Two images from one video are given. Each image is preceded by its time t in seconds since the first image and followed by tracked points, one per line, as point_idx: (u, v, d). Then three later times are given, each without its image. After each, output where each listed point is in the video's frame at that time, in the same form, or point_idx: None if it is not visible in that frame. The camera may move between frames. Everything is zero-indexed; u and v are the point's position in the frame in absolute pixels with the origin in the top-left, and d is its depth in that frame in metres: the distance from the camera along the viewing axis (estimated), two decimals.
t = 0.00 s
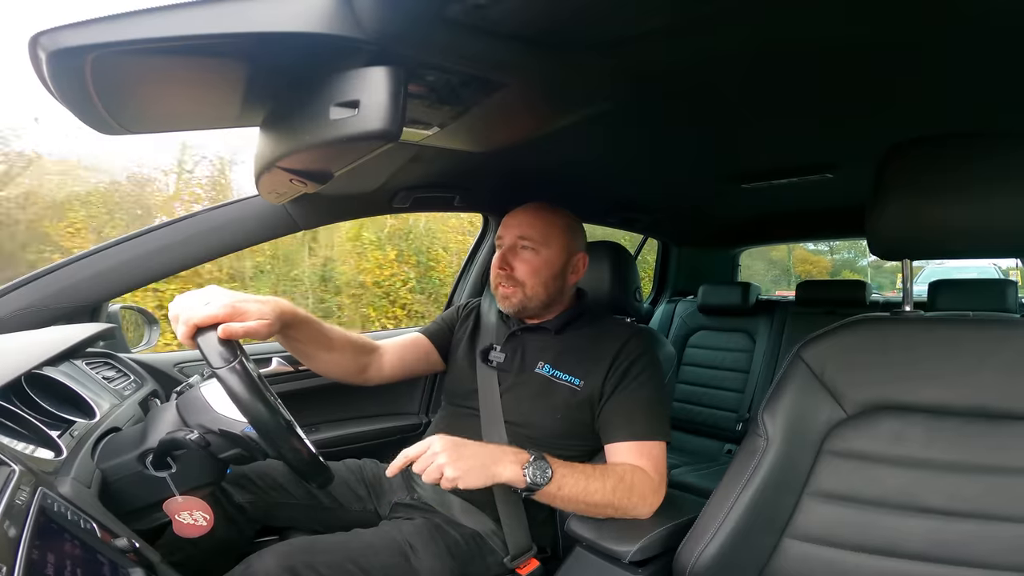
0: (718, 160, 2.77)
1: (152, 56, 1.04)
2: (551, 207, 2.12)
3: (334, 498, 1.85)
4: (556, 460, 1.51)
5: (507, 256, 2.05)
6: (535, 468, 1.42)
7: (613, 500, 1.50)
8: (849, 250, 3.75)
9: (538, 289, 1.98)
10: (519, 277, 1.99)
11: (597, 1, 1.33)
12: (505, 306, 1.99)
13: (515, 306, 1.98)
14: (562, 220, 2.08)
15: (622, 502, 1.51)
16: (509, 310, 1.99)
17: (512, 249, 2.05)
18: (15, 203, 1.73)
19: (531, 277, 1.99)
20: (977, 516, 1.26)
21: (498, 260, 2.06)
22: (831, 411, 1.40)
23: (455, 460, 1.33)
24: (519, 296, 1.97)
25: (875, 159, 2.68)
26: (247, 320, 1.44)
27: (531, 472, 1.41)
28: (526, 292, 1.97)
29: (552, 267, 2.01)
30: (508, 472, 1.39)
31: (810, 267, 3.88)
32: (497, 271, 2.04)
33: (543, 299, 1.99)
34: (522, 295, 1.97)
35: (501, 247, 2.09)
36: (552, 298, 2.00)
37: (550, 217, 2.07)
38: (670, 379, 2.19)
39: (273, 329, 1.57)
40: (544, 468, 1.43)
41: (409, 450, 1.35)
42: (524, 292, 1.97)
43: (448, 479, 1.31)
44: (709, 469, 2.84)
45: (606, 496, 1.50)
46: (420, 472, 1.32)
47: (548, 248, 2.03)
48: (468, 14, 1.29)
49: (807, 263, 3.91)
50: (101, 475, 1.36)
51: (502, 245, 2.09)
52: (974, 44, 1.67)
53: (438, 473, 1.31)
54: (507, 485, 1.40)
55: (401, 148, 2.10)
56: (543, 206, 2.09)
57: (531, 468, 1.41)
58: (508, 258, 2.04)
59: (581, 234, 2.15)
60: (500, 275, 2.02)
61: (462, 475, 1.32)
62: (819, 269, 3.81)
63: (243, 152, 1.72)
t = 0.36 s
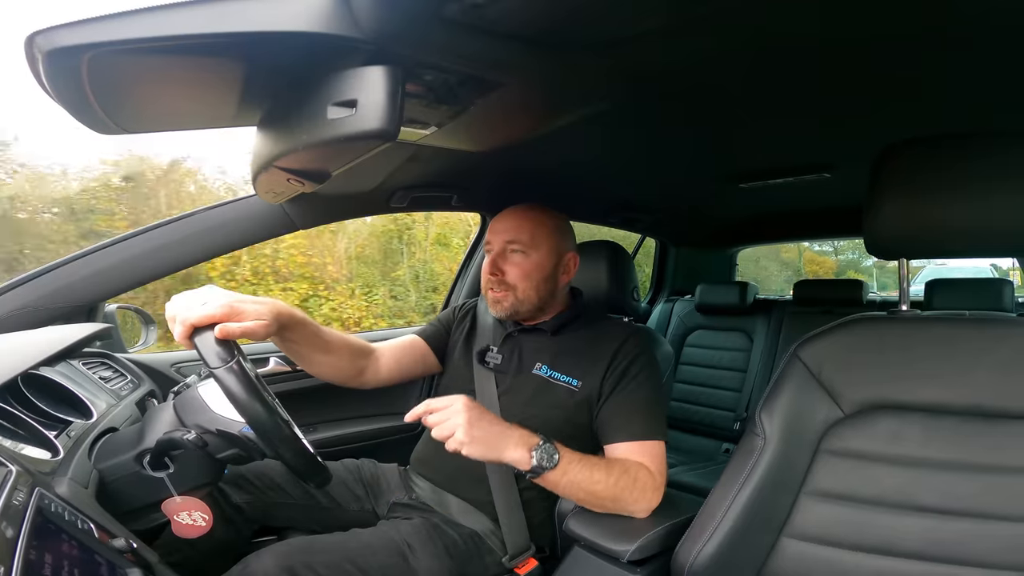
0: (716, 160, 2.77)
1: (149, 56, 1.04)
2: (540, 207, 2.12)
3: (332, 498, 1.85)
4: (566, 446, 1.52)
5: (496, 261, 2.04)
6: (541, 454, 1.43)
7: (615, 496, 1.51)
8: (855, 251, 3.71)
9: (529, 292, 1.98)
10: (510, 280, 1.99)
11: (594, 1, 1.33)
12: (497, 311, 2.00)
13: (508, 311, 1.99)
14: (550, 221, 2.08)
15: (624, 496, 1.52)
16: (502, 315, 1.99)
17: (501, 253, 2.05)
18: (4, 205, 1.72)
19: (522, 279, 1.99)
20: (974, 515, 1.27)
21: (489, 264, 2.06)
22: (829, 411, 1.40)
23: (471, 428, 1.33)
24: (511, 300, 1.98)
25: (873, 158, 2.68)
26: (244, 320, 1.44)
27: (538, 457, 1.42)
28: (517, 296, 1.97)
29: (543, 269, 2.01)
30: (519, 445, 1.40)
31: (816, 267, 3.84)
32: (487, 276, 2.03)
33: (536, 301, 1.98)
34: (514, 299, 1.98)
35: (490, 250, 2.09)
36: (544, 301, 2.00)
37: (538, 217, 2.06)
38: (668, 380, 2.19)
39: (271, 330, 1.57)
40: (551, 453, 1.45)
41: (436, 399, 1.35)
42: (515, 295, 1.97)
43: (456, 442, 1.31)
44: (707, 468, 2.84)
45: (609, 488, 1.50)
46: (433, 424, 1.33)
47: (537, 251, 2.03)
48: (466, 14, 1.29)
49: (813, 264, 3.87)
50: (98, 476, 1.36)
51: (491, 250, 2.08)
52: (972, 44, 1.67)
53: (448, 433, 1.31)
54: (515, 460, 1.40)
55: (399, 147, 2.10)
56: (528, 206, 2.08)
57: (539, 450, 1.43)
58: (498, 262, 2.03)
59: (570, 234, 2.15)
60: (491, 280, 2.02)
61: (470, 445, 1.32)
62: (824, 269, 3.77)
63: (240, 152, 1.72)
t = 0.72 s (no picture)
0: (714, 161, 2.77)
1: (146, 56, 1.04)
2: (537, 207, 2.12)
3: (330, 499, 1.85)
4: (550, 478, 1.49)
5: (494, 260, 2.04)
6: (526, 494, 1.41)
7: (611, 511, 1.49)
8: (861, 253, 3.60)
9: (528, 291, 1.98)
10: (509, 279, 1.99)
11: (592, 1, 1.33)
12: (496, 309, 2.00)
13: (506, 309, 1.98)
14: (548, 220, 2.08)
15: (619, 510, 1.50)
16: (501, 314, 1.99)
17: (499, 253, 2.04)
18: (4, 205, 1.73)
19: (521, 279, 1.99)
20: (971, 515, 1.27)
21: (487, 263, 2.05)
22: (826, 411, 1.40)
23: (448, 489, 1.32)
24: (510, 299, 1.98)
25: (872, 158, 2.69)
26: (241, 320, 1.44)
27: (523, 498, 1.40)
28: (516, 293, 1.97)
29: (541, 268, 2.01)
30: (502, 492, 1.39)
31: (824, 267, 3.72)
32: (486, 275, 2.03)
33: (534, 300, 1.99)
34: (513, 297, 1.98)
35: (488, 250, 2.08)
36: (542, 299, 2.00)
37: (536, 216, 2.06)
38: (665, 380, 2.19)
39: (268, 330, 1.57)
40: (536, 493, 1.42)
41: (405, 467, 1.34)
42: (514, 294, 1.97)
43: (436, 506, 1.30)
44: (705, 468, 2.84)
45: (602, 506, 1.48)
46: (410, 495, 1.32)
47: (536, 249, 2.03)
48: (464, 14, 1.29)
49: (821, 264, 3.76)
50: (96, 477, 1.36)
51: (489, 249, 2.08)
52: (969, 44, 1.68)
53: (427, 498, 1.30)
54: (501, 505, 1.39)
55: (397, 148, 2.10)
56: (528, 206, 2.08)
57: (523, 491, 1.41)
58: (497, 262, 2.03)
59: (568, 233, 2.15)
60: (490, 279, 2.01)
61: (451, 505, 1.31)
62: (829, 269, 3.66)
63: (238, 152, 1.72)
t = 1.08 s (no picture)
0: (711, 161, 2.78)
1: (142, 56, 1.04)
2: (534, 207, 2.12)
3: (327, 499, 1.85)
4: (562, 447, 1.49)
5: (492, 260, 2.04)
6: (538, 455, 1.40)
7: (612, 495, 1.49)
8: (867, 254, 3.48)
9: (526, 291, 1.98)
10: (507, 280, 1.99)
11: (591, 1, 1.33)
12: (494, 310, 2.00)
13: (505, 311, 1.99)
14: (546, 220, 2.08)
15: (619, 497, 1.50)
16: (499, 314, 1.99)
17: (497, 253, 2.04)
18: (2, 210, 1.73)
19: (519, 279, 1.99)
20: (968, 515, 1.27)
21: (485, 264, 2.05)
22: (822, 410, 1.40)
23: (467, 426, 1.32)
24: (508, 300, 1.98)
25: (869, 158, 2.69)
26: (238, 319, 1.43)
27: (533, 458, 1.39)
28: (514, 295, 1.98)
29: (540, 268, 2.01)
30: (516, 447, 1.38)
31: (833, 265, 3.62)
32: (484, 276, 2.03)
33: (533, 302, 1.99)
34: (511, 299, 1.98)
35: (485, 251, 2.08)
36: (541, 300, 2.01)
37: (533, 217, 2.06)
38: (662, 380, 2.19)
39: (265, 330, 1.57)
40: (547, 455, 1.41)
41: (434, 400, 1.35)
42: (513, 295, 1.97)
43: (451, 440, 1.31)
44: (703, 468, 2.84)
45: (604, 489, 1.48)
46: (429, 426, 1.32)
47: (534, 250, 2.03)
48: (462, 14, 1.29)
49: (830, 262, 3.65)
50: (92, 477, 1.35)
51: (486, 250, 2.07)
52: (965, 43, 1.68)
53: (444, 431, 1.31)
54: (509, 460, 1.38)
55: (395, 148, 2.10)
56: (526, 205, 2.08)
57: (536, 451, 1.40)
58: (495, 262, 2.03)
59: (566, 233, 2.15)
60: (488, 280, 2.01)
61: (465, 443, 1.31)
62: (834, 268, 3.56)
63: (235, 152, 1.72)
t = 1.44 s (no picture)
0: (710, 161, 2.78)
1: (140, 54, 1.03)
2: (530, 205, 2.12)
3: (326, 498, 1.85)
4: (541, 488, 1.46)
5: (492, 259, 2.04)
6: (519, 511, 1.37)
7: (607, 513, 1.49)
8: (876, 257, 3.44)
9: (527, 289, 1.99)
10: (509, 278, 1.99)
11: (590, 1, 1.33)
12: (496, 309, 1.99)
13: (507, 309, 1.99)
14: (544, 218, 2.08)
15: (614, 512, 1.50)
16: (501, 313, 1.99)
17: (497, 252, 2.04)
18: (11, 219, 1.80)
19: (520, 277, 2.00)
20: (965, 514, 1.27)
21: (485, 262, 2.05)
22: (820, 410, 1.40)
23: (435, 492, 1.29)
24: (511, 298, 1.98)
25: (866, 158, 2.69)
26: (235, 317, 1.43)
27: (515, 512, 1.37)
28: (516, 292, 1.98)
29: (540, 266, 2.02)
30: (496, 505, 1.35)
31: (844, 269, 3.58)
32: (485, 275, 2.02)
33: (534, 298, 2.00)
34: (513, 297, 1.98)
35: (484, 250, 2.07)
36: (541, 297, 2.02)
37: (532, 214, 2.06)
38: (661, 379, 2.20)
39: (259, 327, 1.57)
40: (528, 509, 1.38)
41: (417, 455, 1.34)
42: (515, 293, 1.98)
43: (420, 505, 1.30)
44: (701, 467, 2.85)
45: (599, 508, 1.48)
46: (405, 482, 1.32)
47: (533, 247, 2.04)
48: (460, 13, 1.29)
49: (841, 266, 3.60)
50: (89, 476, 1.35)
51: (486, 249, 2.07)
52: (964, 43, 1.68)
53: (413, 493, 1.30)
54: (493, 518, 1.36)
55: (393, 147, 2.10)
56: (523, 203, 2.08)
57: (514, 506, 1.37)
58: (495, 261, 2.03)
59: (561, 229, 2.16)
60: (489, 278, 2.01)
61: (434, 508, 1.29)
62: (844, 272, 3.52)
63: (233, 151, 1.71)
